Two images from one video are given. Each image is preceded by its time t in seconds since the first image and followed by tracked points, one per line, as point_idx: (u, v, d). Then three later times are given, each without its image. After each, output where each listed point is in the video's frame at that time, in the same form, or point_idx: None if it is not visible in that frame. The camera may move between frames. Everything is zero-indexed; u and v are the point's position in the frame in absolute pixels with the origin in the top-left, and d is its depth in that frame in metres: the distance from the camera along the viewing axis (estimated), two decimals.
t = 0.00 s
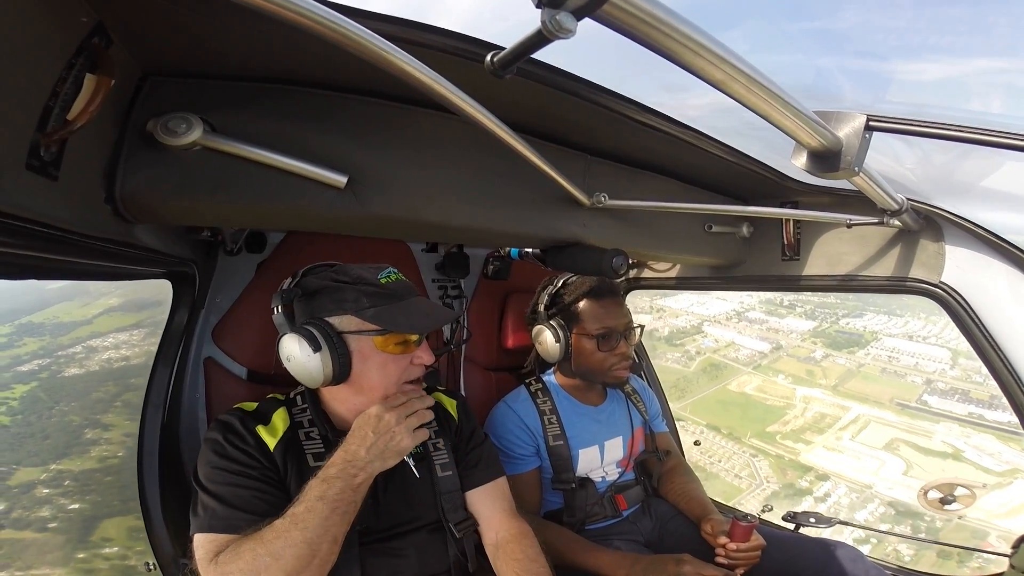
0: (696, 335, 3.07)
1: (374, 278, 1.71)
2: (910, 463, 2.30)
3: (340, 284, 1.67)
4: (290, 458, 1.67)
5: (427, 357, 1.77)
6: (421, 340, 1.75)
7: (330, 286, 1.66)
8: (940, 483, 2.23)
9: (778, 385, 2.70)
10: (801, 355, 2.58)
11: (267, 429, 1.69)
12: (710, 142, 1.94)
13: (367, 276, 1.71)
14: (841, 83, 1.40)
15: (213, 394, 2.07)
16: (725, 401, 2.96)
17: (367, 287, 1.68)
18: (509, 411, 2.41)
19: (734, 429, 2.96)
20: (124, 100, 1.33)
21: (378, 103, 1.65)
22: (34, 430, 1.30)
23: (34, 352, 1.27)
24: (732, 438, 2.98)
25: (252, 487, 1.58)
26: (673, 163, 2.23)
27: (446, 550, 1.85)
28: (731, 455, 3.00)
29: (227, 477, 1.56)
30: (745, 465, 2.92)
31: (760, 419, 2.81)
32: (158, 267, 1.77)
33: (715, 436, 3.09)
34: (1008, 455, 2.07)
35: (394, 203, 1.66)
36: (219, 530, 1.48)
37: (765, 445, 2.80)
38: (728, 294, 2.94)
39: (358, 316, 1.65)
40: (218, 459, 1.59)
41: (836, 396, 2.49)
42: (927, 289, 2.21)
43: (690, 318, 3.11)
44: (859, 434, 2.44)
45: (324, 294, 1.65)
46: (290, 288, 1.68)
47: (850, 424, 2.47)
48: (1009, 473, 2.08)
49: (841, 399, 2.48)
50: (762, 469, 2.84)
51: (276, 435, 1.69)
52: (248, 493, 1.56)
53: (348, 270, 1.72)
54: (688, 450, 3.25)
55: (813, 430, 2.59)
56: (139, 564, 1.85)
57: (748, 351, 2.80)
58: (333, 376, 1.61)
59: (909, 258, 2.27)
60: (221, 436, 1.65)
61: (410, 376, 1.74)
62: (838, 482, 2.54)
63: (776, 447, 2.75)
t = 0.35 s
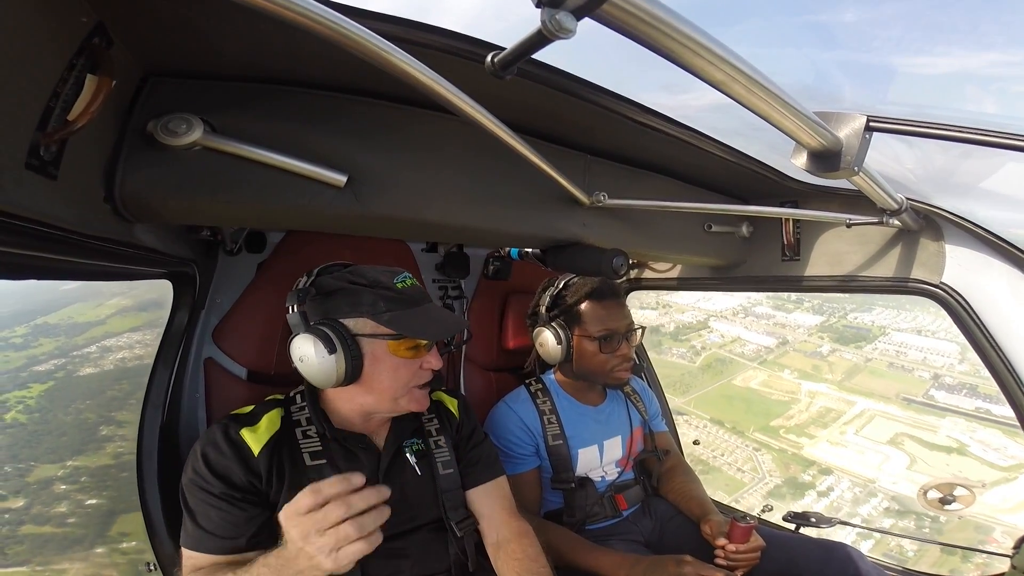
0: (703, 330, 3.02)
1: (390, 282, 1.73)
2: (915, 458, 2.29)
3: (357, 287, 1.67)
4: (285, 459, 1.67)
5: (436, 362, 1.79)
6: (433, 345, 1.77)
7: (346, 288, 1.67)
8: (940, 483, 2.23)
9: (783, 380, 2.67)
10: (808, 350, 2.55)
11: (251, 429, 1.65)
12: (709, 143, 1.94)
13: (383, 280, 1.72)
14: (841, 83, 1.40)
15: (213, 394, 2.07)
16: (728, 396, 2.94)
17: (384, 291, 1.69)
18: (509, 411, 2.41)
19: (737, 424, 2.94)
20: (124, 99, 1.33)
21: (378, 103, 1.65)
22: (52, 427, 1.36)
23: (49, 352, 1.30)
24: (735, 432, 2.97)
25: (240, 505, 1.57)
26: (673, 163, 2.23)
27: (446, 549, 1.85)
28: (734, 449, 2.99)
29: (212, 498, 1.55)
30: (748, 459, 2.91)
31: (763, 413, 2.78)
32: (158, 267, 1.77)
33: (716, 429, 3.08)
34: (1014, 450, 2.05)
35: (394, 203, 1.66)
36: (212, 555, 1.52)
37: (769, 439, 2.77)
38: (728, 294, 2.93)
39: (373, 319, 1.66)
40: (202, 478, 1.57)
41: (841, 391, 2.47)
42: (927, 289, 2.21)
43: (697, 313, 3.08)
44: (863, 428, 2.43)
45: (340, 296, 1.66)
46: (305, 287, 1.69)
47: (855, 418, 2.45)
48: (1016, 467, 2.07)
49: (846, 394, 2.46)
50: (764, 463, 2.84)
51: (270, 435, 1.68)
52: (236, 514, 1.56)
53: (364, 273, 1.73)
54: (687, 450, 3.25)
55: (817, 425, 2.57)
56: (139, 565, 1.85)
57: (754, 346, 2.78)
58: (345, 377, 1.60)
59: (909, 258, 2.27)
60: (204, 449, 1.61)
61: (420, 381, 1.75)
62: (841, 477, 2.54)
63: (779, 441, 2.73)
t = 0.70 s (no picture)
0: (709, 329, 2.99)
1: (400, 284, 1.73)
2: (922, 456, 2.24)
3: (367, 288, 1.67)
4: (284, 459, 1.68)
5: (440, 365, 1.78)
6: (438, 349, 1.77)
7: (357, 288, 1.66)
8: (940, 483, 2.23)
9: (790, 378, 2.61)
10: (815, 348, 2.51)
11: (247, 431, 1.65)
12: (709, 142, 1.94)
13: (393, 281, 1.72)
14: (841, 83, 1.40)
15: (213, 395, 2.06)
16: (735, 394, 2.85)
17: (396, 293, 1.70)
18: (509, 412, 2.40)
19: (742, 420, 2.89)
20: (124, 100, 1.33)
21: (378, 103, 1.65)
22: (69, 424, 1.40)
23: (65, 350, 1.34)
24: (740, 429, 2.91)
25: (238, 513, 1.57)
26: (673, 163, 2.23)
27: (447, 549, 1.86)
28: (739, 446, 2.92)
29: (211, 506, 1.54)
30: (752, 455, 2.85)
31: (769, 410, 2.74)
32: (158, 267, 1.77)
33: (722, 427, 3.00)
34: None
35: (394, 203, 1.66)
36: (210, 564, 1.52)
37: (773, 436, 2.74)
38: (728, 294, 2.93)
39: (384, 320, 1.66)
40: (201, 485, 1.56)
41: (848, 388, 2.42)
42: (928, 290, 2.21)
43: (704, 310, 3.05)
44: (871, 426, 2.39)
45: (350, 296, 1.65)
46: (314, 286, 1.66)
47: (862, 417, 2.41)
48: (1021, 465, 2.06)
49: (854, 392, 2.41)
50: (768, 460, 2.80)
51: (268, 437, 1.67)
52: (235, 522, 1.55)
53: (375, 274, 1.73)
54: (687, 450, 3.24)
55: (823, 422, 2.54)
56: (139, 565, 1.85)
57: (761, 343, 2.73)
58: (351, 377, 1.60)
59: (909, 258, 2.28)
60: (202, 455, 1.60)
61: (423, 384, 1.75)
62: (845, 474, 2.50)
63: (785, 439, 2.69)
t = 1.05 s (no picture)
0: (717, 326, 2.99)
1: (403, 286, 1.73)
2: (930, 455, 2.27)
3: (369, 289, 1.67)
4: (283, 458, 1.68)
5: (440, 366, 1.78)
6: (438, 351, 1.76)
7: (359, 289, 1.66)
8: (941, 483, 2.26)
9: (798, 375, 2.63)
10: (824, 346, 2.52)
11: (247, 430, 1.65)
12: (709, 142, 1.94)
13: (395, 283, 1.72)
14: (841, 82, 1.40)
15: (213, 394, 2.07)
16: (743, 390, 2.87)
17: (398, 295, 1.70)
18: (509, 412, 2.40)
19: (748, 419, 2.89)
20: (124, 100, 1.34)
21: (377, 104, 1.65)
22: (88, 420, 1.49)
23: (83, 348, 1.40)
24: (746, 427, 2.91)
25: (236, 511, 1.57)
26: (673, 163, 2.23)
27: (446, 549, 1.86)
28: (745, 445, 2.92)
29: (209, 505, 1.55)
30: (758, 454, 2.85)
31: (777, 407, 2.74)
32: (159, 268, 1.77)
33: (728, 424, 3.00)
34: None
35: (394, 203, 1.66)
36: (206, 562, 1.52)
37: (780, 434, 2.73)
38: (729, 294, 2.93)
39: (384, 321, 1.66)
40: (199, 484, 1.57)
41: (856, 386, 2.44)
42: (927, 289, 2.21)
43: (713, 309, 3.03)
44: (878, 424, 2.40)
45: (352, 297, 1.65)
46: (316, 286, 1.66)
47: (870, 414, 2.42)
48: None
49: (862, 390, 2.42)
50: (775, 459, 2.78)
51: (266, 435, 1.68)
52: (231, 520, 1.56)
53: (377, 275, 1.73)
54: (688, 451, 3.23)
55: (830, 420, 2.54)
56: (139, 565, 1.84)
57: (769, 341, 2.74)
58: (350, 375, 1.60)
59: (910, 258, 2.27)
60: (201, 454, 1.60)
61: (422, 385, 1.75)
62: (852, 473, 2.50)
63: (790, 436, 2.69)
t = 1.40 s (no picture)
0: (726, 323, 2.93)
1: (396, 282, 1.72)
2: (940, 453, 2.24)
3: (362, 283, 1.68)
4: (285, 458, 1.68)
5: (432, 364, 1.77)
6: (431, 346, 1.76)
7: (353, 284, 1.68)
8: (941, 483, 2.27)
9: (806, 372, 2.58)
10: (835, 342, 2.48)
11: (248, 430, 1.66)
12: (709, 143, 1.94)
13: (389, 279, 1.72)
14: (841, 82, 1.40)
15: (213, 394, 2.07)
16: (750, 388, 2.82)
17: (389, 290, 1.69)
18: (509, 412, 2.39)
19: (754, 415, 2.85)
20: (124, 100, 1.34)
21: (377, 103, 1.65)
22: (105, 415, 1.59)
23: (99, 347, 1.47)
24: (753, 424, 2.88)
25: (237, 511, 1.57)
26: (673, 164, 2.23)
27: (446, 550, 1.86)
28: (751, 441, 2.90)
29: (211, 504, 1.55)
30: (764, 450, 2.84)
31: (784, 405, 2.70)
32: (160, 269, 1.76)
33: (734, 420, 2.96)
34: None
35: (394, 203, 1.66)
36: (207, 562, 1.52)
37: (787, 431, 2.72)
38: (729, 294, 2.93)
39: (375, 314, 1.66)
40: (200, 483, 1.57)
41: (866, 382, 2.41)
42: (927, 289, 2.22)
43: (722, 305, 2.97)
44: (886, 421, 2.39)
45: (347, 291, 1.68)
46: (314, 279, 1.70)
47: (878, 411, 2.41)
48: None
49: (871, 387, 2.40)
50: (780, 455, 2.77)
51: (269, 436, 1.68)
52: (233, 520, 1.56)
53: (372, 271, 1.73)
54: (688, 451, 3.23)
55: (838, 417, 2.53)
56: (139, 566, 1.84)
57: (779, 338, 2.67)
58: (339, 368, 1.61)
59: (911, 258, 2.27)
60: (203, 454, 1.60)
61: (413, 381, 1.73)
62: (859, 470, 2.49)
63: (798, 433, 2.67)
